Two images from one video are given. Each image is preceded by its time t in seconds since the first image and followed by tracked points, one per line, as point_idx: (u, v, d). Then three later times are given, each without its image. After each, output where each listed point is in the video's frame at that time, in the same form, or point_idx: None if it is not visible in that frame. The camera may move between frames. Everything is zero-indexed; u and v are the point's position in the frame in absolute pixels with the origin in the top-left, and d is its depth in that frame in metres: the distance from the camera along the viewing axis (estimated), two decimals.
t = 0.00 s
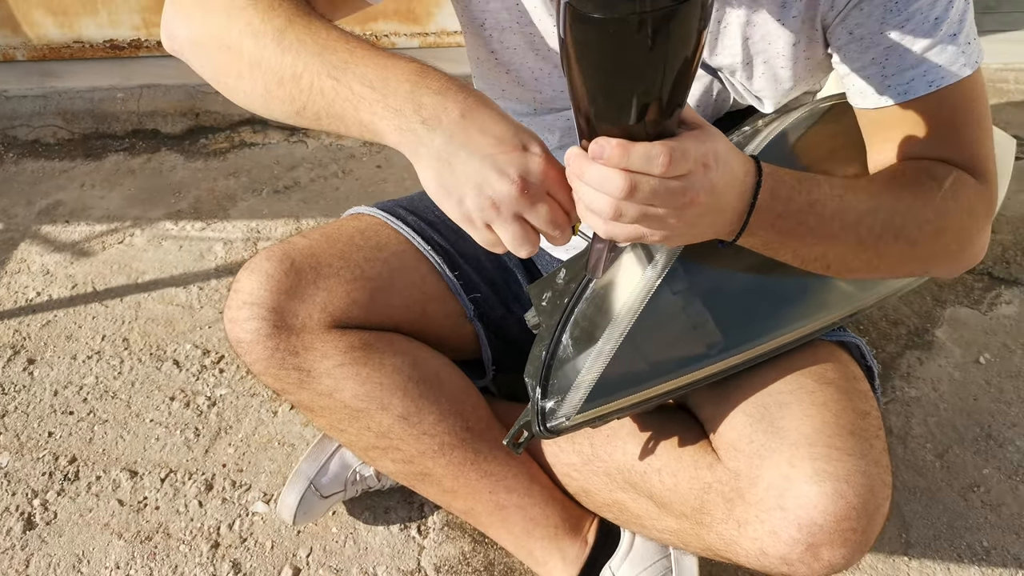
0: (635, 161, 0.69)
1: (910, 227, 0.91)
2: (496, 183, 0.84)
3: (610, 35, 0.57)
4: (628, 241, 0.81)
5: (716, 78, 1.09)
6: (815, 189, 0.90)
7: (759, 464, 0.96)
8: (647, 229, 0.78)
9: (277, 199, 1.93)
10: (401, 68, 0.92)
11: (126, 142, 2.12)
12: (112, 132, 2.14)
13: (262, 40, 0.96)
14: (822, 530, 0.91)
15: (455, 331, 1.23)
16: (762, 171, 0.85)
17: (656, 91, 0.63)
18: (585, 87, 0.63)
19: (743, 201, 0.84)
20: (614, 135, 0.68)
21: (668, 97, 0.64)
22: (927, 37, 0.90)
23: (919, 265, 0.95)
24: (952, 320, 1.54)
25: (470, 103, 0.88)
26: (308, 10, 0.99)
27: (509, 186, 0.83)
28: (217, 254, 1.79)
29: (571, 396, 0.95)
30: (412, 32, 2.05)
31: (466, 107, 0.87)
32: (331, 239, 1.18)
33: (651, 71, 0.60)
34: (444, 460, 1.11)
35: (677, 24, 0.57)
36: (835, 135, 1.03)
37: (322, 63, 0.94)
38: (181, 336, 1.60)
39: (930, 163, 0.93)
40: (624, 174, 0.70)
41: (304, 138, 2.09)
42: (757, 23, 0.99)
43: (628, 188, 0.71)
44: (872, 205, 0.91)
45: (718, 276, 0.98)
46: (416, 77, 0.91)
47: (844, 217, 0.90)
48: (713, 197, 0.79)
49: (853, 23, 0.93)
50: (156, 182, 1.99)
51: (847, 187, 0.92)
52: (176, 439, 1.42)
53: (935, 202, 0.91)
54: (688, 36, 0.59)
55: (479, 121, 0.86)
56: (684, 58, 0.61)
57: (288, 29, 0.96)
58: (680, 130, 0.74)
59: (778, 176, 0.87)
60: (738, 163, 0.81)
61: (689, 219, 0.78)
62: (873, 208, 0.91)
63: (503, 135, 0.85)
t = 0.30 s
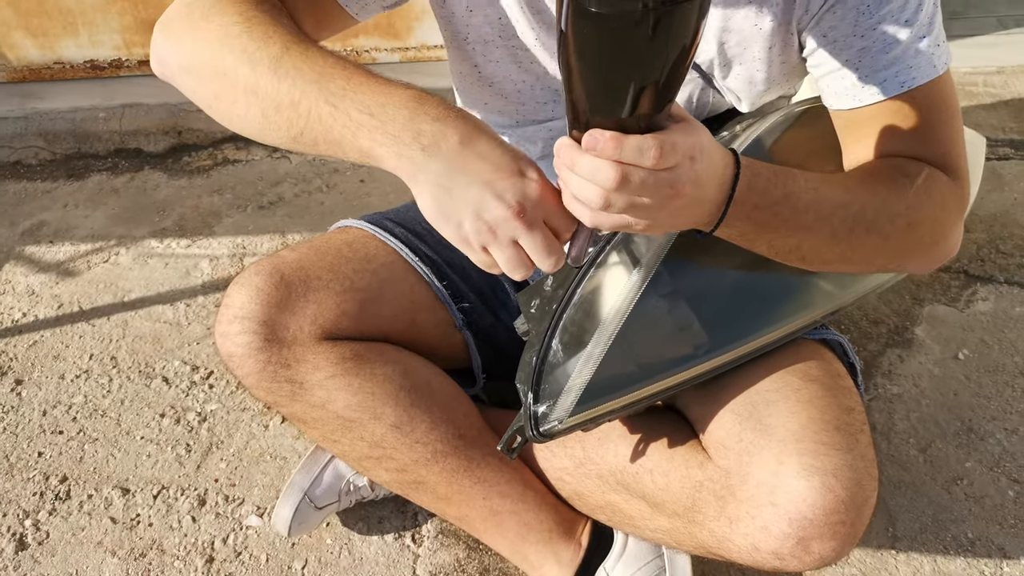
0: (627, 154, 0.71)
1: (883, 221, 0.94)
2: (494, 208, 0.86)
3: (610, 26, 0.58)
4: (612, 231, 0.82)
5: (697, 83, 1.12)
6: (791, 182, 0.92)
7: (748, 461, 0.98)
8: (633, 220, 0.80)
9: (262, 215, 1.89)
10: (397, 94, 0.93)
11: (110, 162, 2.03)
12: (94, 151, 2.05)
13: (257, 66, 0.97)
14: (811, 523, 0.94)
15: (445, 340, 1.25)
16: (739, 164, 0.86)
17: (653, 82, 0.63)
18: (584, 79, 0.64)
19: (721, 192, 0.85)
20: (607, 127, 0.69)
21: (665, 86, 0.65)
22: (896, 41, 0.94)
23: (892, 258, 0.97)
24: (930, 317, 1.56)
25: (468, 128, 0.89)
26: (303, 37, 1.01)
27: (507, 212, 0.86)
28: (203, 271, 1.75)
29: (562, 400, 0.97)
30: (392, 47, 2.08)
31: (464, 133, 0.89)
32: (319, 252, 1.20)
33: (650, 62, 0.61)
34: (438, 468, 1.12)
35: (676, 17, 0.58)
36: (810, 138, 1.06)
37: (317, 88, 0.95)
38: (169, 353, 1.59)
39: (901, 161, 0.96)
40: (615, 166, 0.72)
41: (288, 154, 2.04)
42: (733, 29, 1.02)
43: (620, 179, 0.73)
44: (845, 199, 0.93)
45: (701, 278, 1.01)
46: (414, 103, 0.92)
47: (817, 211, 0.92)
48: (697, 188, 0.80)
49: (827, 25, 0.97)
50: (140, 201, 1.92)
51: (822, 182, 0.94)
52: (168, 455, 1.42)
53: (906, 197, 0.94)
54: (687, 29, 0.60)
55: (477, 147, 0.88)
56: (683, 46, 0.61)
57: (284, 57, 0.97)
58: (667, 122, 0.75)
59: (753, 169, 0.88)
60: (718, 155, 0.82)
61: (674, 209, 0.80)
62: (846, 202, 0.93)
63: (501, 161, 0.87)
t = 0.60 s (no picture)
0: (622, 119, 0.69)
1: (865, 204, 0.96)
2: (437, 223, 0.87)
3: None
4: (603, 205, 0.81)
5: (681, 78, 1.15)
6: (779, 161, 0.93)
7: (739, 457, 0.99)
8: (625, 190, 0.78)
9: (243, 236, 1.84)
10: (341, 125, 0.96)
11: (85, 188, 1.96)
12: (70, 178, 1.97)
13: (226, 109, 1.02)
14: (803, 516, 0.95)
15: (433, 352, 1.25)
16: (728, 140, 0.86)
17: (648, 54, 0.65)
18: (580, 46, 0.65)
19: (712, 168, 0.84)
20: (604, 91, 0.68)
21: (656, 62, 0.66)
22: (867, 35, 0.97)
23: (873, 244, 0.99)
24: (909, 310, 1.58)
25: (403, 148, 0.91)
26: (270, 78, 1.05)
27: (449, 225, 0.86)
28: (185, 294, 1.71)
29: (553, 405, 0.97)
30: (367, 64, 2.08)
31: (400, 154, 0.90)
32: (305, 268, 1.20)
33: (647, 33, 0.62)
34: (432, 479, 1.13)
35: None
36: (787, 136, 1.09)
37: (274, 127, 0.99)
38: (154, 378, 1.57)
39: (877, 148, 0.99)
40: (609, 131, 0.70)
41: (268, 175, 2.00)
42: (709, 28, 1.05)
43: (614, 146, 0.71)
44: (829, 180, 0.95)
45: (684, 280, 1.04)
46: (354, 131, 0.94)
47: (804, 188, 0.93)
48: (689, 160, 0.79)
49: (801, 20, 0.99)
50: (119, 228, 1.86)
51: (806, 163, 0.95)
52: (157, 481, 1.41)
53: (885, 182, 0.96)
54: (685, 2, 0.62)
55: (414, 166, 0.89)
56: (679, 20, 0.63)
57: (246, 98, 1.01)
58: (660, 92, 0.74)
59: (740, 147, 0.89)
60: (709, 130, 0.81)
61: (667, 180, 0.78)
62: (831, 183, 0.95)
63: (437, 174, 0.87)
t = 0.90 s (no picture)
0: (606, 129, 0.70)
1: (846, 205, 0.98)
2: (422, 252, 0.90)
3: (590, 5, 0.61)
4: (590, 213, 0.81)
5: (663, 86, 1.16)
6: (761, 165, 0.94)
7: (730, 460, 1.00)
8: (610, 199, 0.79)
9: (224, 258, 1.80)
10: (320, 167, 0.98)
11: (63, 216, 1.90)
12: (48, 207, 1.90)
13: (216, 147, 1.03)
14: (796, 516, 0.96)
15: (421, 367, 1.25)
16: (711, 145, 0.87)
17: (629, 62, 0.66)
18: (562, 56, 0.66)
19: (697, 173, 0.85)
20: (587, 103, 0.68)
21: (637, 73, 0.67)
22: (842, 39, 0.99)
23: (855, 244, 1.01)
24: (890, 308, 1.60)
25: (379, 181, 0.93)
26: (256, 116, 1.06)
27: (442, 256, 0.89)
28: (168, 319, 1.69)
29: (544, 414, 0.98)
30: (343, 82, 2.06)
31: (375, 196, 0.92)
32: (290, 287, 1.20)
33: (627, 42, 0.63)
34: (424, 494, 1.13)
35: None
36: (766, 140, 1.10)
37: (259, 165, 1.00)
38: (139, 404, 1.55)
39: (856, 150, 1.00)
40: (593, 142, 0.71)
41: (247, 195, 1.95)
42: (687, 36, 1.06)
43: (599, 156, 0.72)
44: (810, 183, 0.97)
45: (670, 286, 1.05)
46: (330, 172, 0.97)
47: (786, 192, 0.95)
48: (674, 166, 0.80)
49: (777, 25, 1.01)
50: (99, 253, 1.82)
51: (787, 166, 0.97)
52: (146, 507, 1.40)
53: (864, 183, 0.98)
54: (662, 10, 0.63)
55: (388, 206, 0.91)
56: (657, 29, 0.64)
57: (232, 139, 1.03)
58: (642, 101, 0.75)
59: (724, 151, 0.90)
60: (692, 135, 0.82)
61: (653, 187, 0.79)
62: (812, 185, 0.96)
63: (408, 213, 0.89)
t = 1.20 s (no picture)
0: (603, 133, 0.70)
1: (840, 203, 0.98)
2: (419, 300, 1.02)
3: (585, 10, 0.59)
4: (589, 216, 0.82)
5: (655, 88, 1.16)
6: (756, 165, 0.94)
7: (729, 458, 1.00)
8: (609, 201, 0.79)
9: (218, 272, 1.80)
10: (345, 222, 1.07)
11: (56, 235, 1.88)
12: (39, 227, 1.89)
13: (258, 212, 1.14)
14: (796, 512, 0.96)
15: (418, 374, 1.25)
16: (708, 146, 0.88)
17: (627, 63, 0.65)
18: (557, 58, 0.65)
19: (693, 175, 0.86)
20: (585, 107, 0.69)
21: (634, 74, 0.67)
22: (831, 37, 1.00)
23: (850, 242, 1.01)
24: (884, 302, 1.60)
25: (389, 236, 1.03)
26: (290, 169, 1.15)
27: (433, 292, 0.98)
28: (163, 335, 1.68)
29: (544, 418, 0.98)
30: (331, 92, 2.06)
31: (406, 227, 1.02)
32: (284, 298, 1.20)
33: (624, 45, 0.62)
34: (425, 502, 1.13)
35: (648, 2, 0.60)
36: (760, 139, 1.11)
37: (295, 223, 1.11)
38: (137, 421, 1.54)
39: (850, 147, 1.01)
40: (591, 146, 0.71)
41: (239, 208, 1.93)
42: (677, 40, 1.07)
43: (597, 160, 0.72)
44: (805, 182, 0.97)
45: (663, 288, 1.05)
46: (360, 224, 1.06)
47: (781, 191, 0.95)
48: (672, 167, 0.80)
49: (767, 25, 1.02)
50: (91, 271, 1.81)
51: (782, 165, 0.97)
52: (146, 525, 1.39)
53: (858, 180, 0.99)
54: (659, 11, 0.61)
55: (411, 237, 1.00)
56: (654, 30, 0.63)
57: (274, 200, 1.12)
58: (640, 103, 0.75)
59: (719, 152, 0.90)
60: (689, 136, 0.82)
61: (652, 188, 0.80)
62: (806, 184, 0.97)
63: (424, 246, 0.98)
